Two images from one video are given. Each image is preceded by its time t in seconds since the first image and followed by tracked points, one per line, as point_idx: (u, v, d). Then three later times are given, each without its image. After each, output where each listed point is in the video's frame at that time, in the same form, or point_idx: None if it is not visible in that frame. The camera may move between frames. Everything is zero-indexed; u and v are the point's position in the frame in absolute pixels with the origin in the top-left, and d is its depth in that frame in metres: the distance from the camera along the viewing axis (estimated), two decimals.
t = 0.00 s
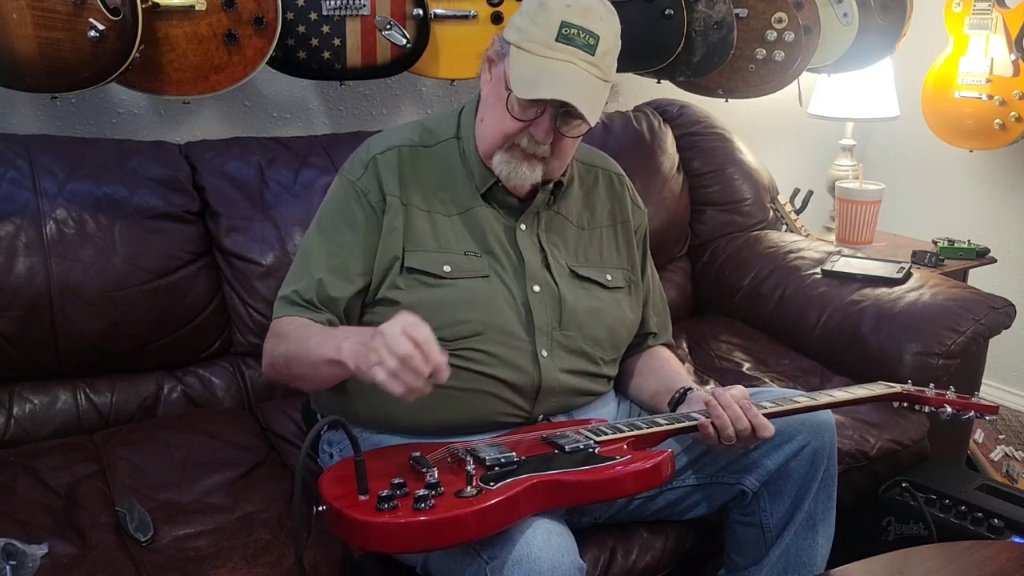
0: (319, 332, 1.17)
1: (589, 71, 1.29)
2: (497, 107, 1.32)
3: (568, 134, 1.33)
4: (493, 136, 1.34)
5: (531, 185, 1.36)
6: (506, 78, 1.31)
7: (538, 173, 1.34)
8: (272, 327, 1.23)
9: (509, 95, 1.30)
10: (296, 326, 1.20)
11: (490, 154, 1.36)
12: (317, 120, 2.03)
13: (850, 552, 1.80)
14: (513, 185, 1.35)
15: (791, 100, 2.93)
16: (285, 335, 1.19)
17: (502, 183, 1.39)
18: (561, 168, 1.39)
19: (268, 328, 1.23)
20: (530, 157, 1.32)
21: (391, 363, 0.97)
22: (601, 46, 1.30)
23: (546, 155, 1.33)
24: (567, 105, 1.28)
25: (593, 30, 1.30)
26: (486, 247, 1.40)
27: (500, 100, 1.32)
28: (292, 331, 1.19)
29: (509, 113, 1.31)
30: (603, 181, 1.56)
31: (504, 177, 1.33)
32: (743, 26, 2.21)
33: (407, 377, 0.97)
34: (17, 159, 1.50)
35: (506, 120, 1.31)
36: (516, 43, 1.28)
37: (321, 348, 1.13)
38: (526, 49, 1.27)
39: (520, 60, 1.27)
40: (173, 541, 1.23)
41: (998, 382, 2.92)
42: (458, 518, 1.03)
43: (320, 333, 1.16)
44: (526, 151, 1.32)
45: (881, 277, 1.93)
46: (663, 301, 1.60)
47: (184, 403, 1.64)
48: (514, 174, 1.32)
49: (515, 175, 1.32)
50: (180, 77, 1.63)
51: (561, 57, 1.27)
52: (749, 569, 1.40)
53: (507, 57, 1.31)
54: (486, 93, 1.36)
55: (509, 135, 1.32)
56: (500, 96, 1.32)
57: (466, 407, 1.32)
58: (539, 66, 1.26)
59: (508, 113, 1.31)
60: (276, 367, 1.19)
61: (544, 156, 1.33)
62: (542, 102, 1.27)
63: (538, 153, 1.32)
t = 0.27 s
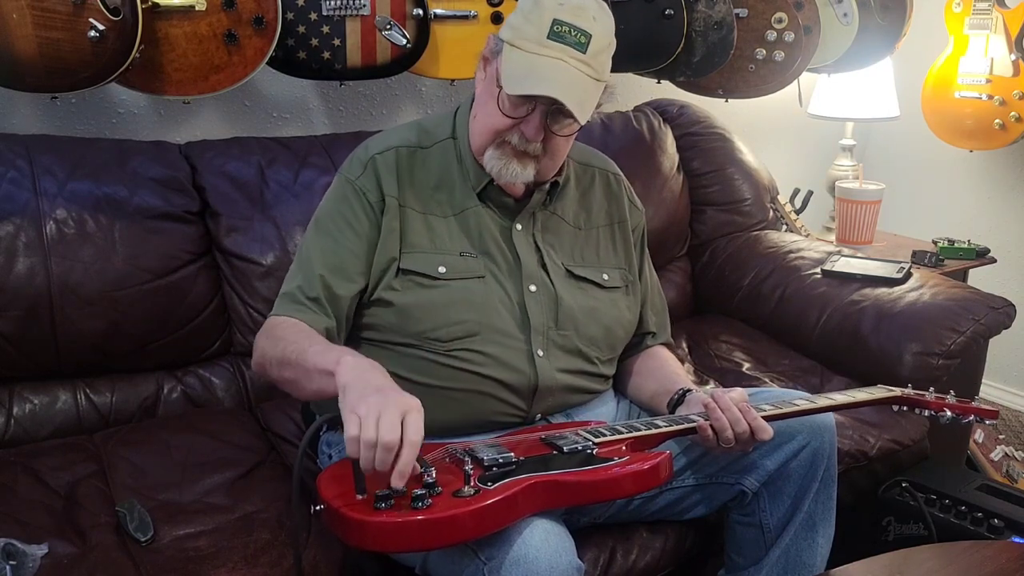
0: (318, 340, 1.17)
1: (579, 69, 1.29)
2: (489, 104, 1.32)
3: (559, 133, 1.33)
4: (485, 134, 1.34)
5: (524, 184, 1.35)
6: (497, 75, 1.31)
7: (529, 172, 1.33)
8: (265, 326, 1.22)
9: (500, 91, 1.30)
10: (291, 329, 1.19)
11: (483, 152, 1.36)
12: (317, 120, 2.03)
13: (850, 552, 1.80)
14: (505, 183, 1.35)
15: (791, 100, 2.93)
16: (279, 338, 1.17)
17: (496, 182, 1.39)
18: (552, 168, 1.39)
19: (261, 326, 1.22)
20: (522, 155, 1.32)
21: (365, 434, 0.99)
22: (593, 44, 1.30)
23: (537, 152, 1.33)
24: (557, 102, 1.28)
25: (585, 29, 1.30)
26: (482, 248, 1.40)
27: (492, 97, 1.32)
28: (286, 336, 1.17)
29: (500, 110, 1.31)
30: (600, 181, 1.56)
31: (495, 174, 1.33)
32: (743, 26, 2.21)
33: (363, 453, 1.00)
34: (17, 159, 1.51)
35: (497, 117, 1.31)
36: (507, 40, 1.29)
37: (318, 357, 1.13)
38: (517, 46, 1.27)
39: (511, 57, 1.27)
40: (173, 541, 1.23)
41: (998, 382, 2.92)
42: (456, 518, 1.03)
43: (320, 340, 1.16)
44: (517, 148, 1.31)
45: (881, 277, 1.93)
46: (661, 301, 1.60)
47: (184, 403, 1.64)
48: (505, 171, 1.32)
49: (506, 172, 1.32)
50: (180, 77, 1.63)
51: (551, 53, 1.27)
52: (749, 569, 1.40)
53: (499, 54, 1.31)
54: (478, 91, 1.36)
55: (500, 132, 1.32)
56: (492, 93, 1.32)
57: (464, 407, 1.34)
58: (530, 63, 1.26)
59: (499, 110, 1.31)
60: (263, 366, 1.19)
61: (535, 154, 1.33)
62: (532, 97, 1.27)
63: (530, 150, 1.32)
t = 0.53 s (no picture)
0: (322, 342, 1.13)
1: (578, 68, 1.29)
2: (489, 104, 1.32)
3: (559, 133, 1.32)
4: (484, 135, 1.34)
5: (525, 185, 1.35)
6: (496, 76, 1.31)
7: (530, 173, 1.33)
8: (263, 316, 1.19)
9: (500, 91, 1.30)
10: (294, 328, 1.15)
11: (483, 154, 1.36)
12: (317, 120, 2.03)
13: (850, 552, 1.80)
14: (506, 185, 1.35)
15: (791, 100, 2.93)
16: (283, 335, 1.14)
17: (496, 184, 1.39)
18: (553, 168, 1.38)
19: (258, 316, 1.19)
20: (522, 155, 1.32)
21: (401, 464, 0.97)
22: (592, 44, 1.30)
23: (537, 152, 1.32)
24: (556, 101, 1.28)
25: (584, 28, 1.30)
26: (483, 248, 1.40)
27: (491, 97, 1.32)
28: (293, 336, 1.14)
29: (500, 110, 1.31)
30: (600, 180, 1.56)
31: (496, 176, 1.33)
32: (743, 26, 2.21)
33: (394, 481, 0.98)
34: (17, 159, 1.50)
35: (497, 117, 1.31)
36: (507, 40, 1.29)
37: (326, 362, 1.10)
38: (516, 46, 1.28)
39: (510, 57, 1.27)
40: (173, 541, 1.23)
41: (998, 382, 2.92)
42: (457, 518, 1.03)
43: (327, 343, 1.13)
44: (517, 149, 1.31)
45: (881, 277, 1.93)
46: (660, 300, 1.60)
47: (184, 403, 1.64)
48: (506, 172, 1.32)
49: (507, 174, 1.32)
50: (180, 77, 1.63)
51: (550, 53, 1.27)
52: (749, 569, 1.40)
53: (499, 55, 1.31)
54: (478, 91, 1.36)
55: (500, 133, 1.32)
56: (491, 94, 1.32)
57: (466, 408, 1.34)
58: (529, 63, 1.26)
59: (498, 110, 1.31)
60: (258, 360, 1.16)
61: (535, 155, 1.33)
62: (531, 97, 1.27)
63: (530, 151, 1.31)
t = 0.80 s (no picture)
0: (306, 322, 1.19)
1: (585, 70, 1.29)
2: (494, 105, 1.33)
3: (565, 134, 1.33)
4: (490, 135, 1.34)
5: (529, 185, 1.36)
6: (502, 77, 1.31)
7: (535, 173, 1.34)
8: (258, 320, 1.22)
9: (506, 93, 1.30)
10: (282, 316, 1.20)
11: (487, 154, 1.36)
12: (317, 120, 2.03)
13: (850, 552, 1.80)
14: (510, 185, 1.35)
15: (791, 100, 2.93)
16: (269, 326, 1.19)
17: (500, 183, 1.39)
18: (557, 168, 1.39)
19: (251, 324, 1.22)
20: (527, 157, 1.32)
21: (376, 363, 1.03)
22: (598, 45, 1.30)
23: (542, 153, 1.33)
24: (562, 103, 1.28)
25: (591, 30, 1.30)
26: (487, 247, 1.40)
27: (497, 98, 1.32)
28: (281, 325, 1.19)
29: (505, 111, 1.31)
30: (603, 179, 1.56)
31: (501, 176, 1.33)
32: (743, 26, 2.21)
33: (378, 382, 1.03)
34: (17, 159, 1.50)
35: (503, 118, 1.31)
36: (513, 41, 1.29)
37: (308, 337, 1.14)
38: (523, 47, 1.27)
39: (516, 58, 1.27)
40: (173, 541, 1.23)
41: (998, 382, 2.92)
42: (458, 518, 1.03)
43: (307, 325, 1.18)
44: (523, 150, 1.32)
45: (881, 277, 1.93)
46: (662, 300, 1.60)
47: (184, 403, 1.64)
48: (511, 173, 1.32)
49: (512, 174, 1.32)
50: (180, 77, 1.63)
51: (557, 54, 1.27)
52: (749, 569, 1.40)
53: (505, 55, 1.31)
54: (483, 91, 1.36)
55: (506, 134, 1.32)
56: (497, 94, 1.32)
57: (470, 408, 1.33)
58: (535, 64, 1.26)
59: (504, 111, 1.31)
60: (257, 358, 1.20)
61: (540, 156, 1.33)
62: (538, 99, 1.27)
63: (535, 152, 1.32)
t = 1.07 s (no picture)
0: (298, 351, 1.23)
1: (581, 62, 1.28)
2: (491, 101, 1.32)
3: (563, 127, 1.33)
4: (488, 131, 1.34)
5: (529, 180, 1.36)
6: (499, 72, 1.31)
7: (535, 169, 1.34)
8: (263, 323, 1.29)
9: (502, 88, 1.30)
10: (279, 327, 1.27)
11: (486, 149, 1.36)
12: (317, 120, 2.03)
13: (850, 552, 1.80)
14: (511, 180, 1.35)
15: (791, 101, 2.93)
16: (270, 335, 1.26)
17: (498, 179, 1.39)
18: (557, 163, 1.39)
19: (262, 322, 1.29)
20: (526, 152, 1.32)
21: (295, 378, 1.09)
22: (594, 37, 1.30)
23: (541, 148, 1.33)
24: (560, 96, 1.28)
25: (586, 21, 1.30)
26: (486, 244, 1.40)
27: (494, 94, 1.32)
28: (278, 340, 1.25)
29: (503, 107, 1.31)
30: (605, 178, 1.56)
31: (501, 172, 1.33)
32: (743, 26, 2.21)
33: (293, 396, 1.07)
34: (17, 159, 1.50)
35: (501, 114, 1.31)
36: (509, 37, 1.29)
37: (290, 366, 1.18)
38: (519, 42, 1.27)
39: (512, 53, 1.28)
40: (173, 541, 1.23)
41: (999, 382, 2.92)
42: (458, 517, 1.03)
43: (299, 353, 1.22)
44: (522, 145, 1.32)
45: (881, 277, 1.93)
46: (664, 300, 1.60)
47: (184, 403, 1.64)
48: (511, 167, 1.32)
49: (513, 169, 1.32)
50: (180, 77, 1.63)
51: (552, 47, 1.27)
52: (749, 569, 1.40)
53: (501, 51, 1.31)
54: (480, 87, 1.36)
55: (504, 130, 1.32)
56: (494, 90, 1.32)
57: (468, 406, 1.33)
58: (532, 59, 1.26)
59: (501, 107, 1.31)
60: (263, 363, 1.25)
61: (539, 150, 1.33)
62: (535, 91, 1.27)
63: (534, 147, 1.32)
